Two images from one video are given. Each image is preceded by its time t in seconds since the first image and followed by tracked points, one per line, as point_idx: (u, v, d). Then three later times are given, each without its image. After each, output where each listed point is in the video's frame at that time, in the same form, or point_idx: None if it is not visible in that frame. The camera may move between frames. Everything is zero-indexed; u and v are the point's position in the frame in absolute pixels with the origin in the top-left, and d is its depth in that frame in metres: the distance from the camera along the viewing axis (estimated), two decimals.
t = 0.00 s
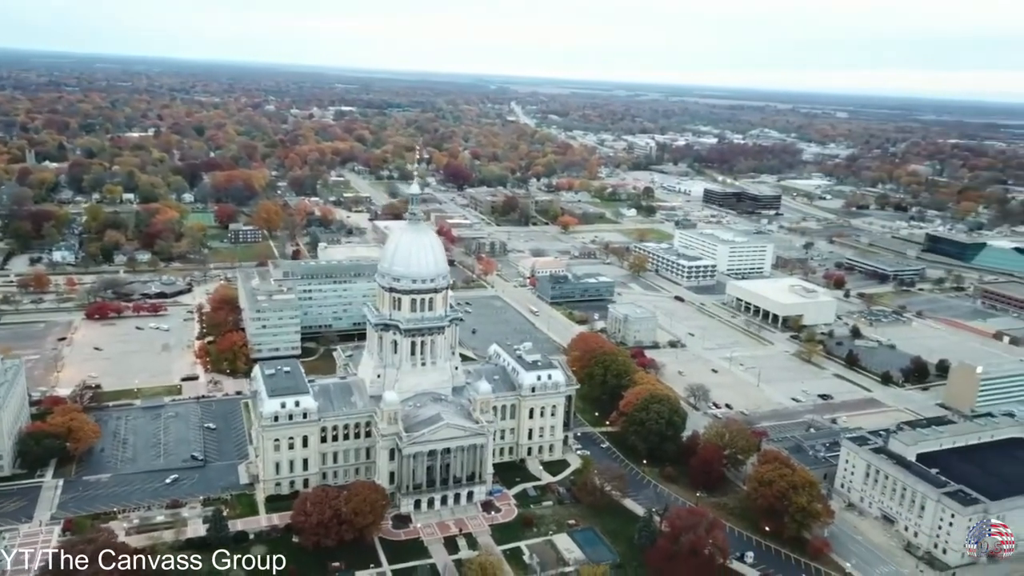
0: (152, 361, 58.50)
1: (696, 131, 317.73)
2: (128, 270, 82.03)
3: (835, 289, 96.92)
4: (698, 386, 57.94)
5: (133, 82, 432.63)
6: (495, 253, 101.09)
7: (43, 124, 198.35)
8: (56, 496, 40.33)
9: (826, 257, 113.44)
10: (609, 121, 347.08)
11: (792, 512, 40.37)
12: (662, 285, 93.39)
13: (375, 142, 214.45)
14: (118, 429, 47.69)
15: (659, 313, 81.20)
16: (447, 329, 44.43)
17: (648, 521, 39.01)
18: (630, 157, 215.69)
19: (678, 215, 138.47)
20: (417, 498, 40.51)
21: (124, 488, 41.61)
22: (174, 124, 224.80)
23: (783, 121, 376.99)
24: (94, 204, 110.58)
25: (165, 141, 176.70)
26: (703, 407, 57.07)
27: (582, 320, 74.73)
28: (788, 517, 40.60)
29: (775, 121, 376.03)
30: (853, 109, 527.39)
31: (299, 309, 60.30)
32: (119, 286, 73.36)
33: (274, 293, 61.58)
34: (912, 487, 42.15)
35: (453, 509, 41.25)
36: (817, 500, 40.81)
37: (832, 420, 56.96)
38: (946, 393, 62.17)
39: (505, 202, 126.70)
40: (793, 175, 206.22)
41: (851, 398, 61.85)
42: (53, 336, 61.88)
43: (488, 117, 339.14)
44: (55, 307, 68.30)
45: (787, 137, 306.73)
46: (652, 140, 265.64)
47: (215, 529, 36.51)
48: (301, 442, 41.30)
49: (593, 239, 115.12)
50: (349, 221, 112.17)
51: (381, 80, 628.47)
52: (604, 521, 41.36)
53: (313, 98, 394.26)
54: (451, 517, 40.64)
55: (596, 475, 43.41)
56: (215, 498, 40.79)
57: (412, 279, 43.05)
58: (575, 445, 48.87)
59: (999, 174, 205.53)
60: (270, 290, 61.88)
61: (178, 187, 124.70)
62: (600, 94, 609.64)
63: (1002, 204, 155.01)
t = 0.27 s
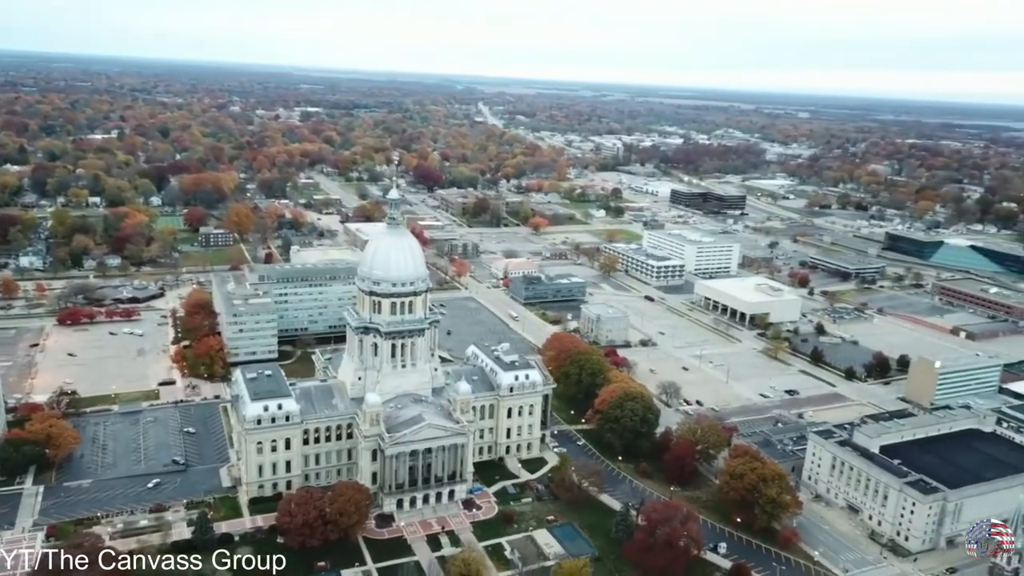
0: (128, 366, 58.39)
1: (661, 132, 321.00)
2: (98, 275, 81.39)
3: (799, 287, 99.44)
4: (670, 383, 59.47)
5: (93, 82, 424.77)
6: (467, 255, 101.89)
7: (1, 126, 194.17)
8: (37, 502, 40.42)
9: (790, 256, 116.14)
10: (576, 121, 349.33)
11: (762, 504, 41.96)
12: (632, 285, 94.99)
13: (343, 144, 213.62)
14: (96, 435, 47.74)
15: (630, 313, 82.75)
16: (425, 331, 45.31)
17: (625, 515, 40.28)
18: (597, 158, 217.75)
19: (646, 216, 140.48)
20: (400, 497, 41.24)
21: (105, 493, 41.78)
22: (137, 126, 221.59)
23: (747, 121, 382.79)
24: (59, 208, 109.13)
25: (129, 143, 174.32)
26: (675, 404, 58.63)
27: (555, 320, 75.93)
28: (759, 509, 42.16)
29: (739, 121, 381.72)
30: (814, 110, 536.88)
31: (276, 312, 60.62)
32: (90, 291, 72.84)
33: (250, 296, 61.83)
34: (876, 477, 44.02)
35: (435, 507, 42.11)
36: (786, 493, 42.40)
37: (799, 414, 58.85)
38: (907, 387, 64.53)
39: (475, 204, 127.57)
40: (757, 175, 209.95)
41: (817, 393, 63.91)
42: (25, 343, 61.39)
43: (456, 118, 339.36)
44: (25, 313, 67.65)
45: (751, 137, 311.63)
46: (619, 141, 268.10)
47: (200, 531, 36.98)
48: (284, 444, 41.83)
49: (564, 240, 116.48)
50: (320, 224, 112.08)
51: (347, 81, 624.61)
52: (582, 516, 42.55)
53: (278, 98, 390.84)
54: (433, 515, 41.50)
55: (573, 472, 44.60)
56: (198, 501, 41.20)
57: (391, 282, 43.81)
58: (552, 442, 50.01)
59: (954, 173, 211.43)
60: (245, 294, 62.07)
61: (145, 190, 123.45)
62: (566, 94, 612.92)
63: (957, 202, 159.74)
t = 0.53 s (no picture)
0: (109, 369, 58.28)
1: (635, 131, 323.61)
2: (74, 278, 80.82)
3: (772, 285, 101.26)
4: (648, 381, 60.62)
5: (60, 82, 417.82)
6: (445, 255, 102.37)
7: None
8: (23, 506, 40.46)
9: (763, 254, 118.13)
10: (551, 121, 350.64)
11: (740, 497, 43.14)
12: (610, 284, 96.17)
13: (318, 144, 212.76)
14: (80, 439, 47.74)
15: (608, 312, 83.87)
16: (410, 332, 45.96)
17: (607, 510, 41.25)
18: (573, 157, 219.02)
19: (622, 215, 141.89)
20: (386, 496, 41.82)
21: (91, 496, 41.90)
22: (108, 126, 218.82)
23: (719, 120, 386.81)
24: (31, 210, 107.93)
25: (101, 144, 172.22)
26: (654, 401, 59.79)
27: (535, 320, 76.82)
28: (736, 502, 43.36)
29: (711, 120, 385.44)
30: (785, 109, 543.53)
31: (257, 314, 60.80)
32: (67, 295, 72.37)
33: (231, 299, 61.94)
34: (849, 469, 45.43)
35: (421, 505, 42.76)
36: (763, 486, 43.63)
37: (774, 409, 60.31)
38: (877, 382, 66.30)
39: (452, 204, 128.04)
40: (730, 174, 212.54)
41: (791, 389, 65.45)
42: (3, 347, 60.99)
43: (431, 117, 339.18)
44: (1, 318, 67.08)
45: (723, 136, 315.15)
46: (593, 140, 269.67)
47: (188, 532, 37.34)
48: (271, 445, 42.24)
49: (541, 240, 117.40)
50: (297, 225, 111.90)
51: (320, 80, 620.58)
52: (565, 512, 43.43)
53: (251, 98, 387.70)
54: (419, 513, 42.14)
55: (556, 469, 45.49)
56: (185, 503, 41.48)
57: (376, 283, 44.34)
58: (534, 440, 50.87)
59: (921, 172, 215.62)
60: (226, 296, 62.16)
61: (118, 192, 122.31)
62: (540, 94, 614.49)
63: (924, 200, 163.17)
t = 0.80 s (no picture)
0: (85, 375, 58.06)
1: (605, 131, 326.17)
2: (45, 283, 80.02)
3: (742, 283, 103.27)
4: (624, 379, 61.84)
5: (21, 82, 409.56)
6: (420, 256, 102.86)
7: None
8: (5, 513, 40.45)
9: (733, 253, 120.29)
10: (522, 121, 351.91)
11: (714, 491, 44.45)
12: (584, 284, 97.42)
13: (289, 145, 211.61)
14: (59, 445, 47.66)
15: (583, 311, 85.04)
16: (391, 335, 46.60)
17: (587, 506, 42.29)
18: (544, 157, 220.37)
19: (594, 216, 143.39)
20: (369, 496, 42.42)
21: (73, 502, 41.95)
22: (74, 127, 215.57)
23: (688, 120, 391.20)
24: None
25: (67, 146, 169.75)
26: (629, 398, 61.03)
27: (511, 320, 77.74)
28: (711, 496, 44.65)
29: (680, 120, 389.30)
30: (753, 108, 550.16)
31: (235, 318, 60.95)
32: (40, 300, 71.77)
33: (208, 302, 61.96)
34: (818, 462, 46.98)
35: (404, 505, 43.44)
36: (737, 480, 44.99)
37: (745, 405, 61.88)
38: (845, 377, 68.24)
39: (426, 205, 128.52)
40: (699, 174, 215.37)
41: (762, 385, 67.13)
42: None
43: (402, 118, 338.58)
44: None
45: (692, 136, 318.94)
46: (564, 140, 271.33)
47: (174, 535, 37.67)
48: (254, 448, 42.62)
49: (515, 240, 118.36)
50: (271, 227, 111.61)
51: (288, 79, 615.33)
52: (545, 508, 44.38)
53: (218, 98, 383.69)
54: (402, 513, 42.82)
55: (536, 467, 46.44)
56: (168, 507, 41.72)
57: (357, 287, 44.92)
58: (513, 439, 51.76)
59: (884, 171, 220.29)
60: (204, 300, 62.18)
61: (87, 195, 120.90)
62: (510, 93, 615.50)
63: (888, 199, 166.96)
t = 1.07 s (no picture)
0: (61, 379, 57.72)
1: (577, 131, 327.96)
2: (16, 288, 79.09)
3: (714, 281, 105.02)
4: (600, 377, 62.87)
5: None
6: (396, 257, 103.11)
7: None
8: None
9: (705, 252, 122.14)
10: (494, 121, 352.47)
11: (691, 485, 45.60)
12: (559, 284, 98.42)
13: (260, 145, 210.08)
14: (37, 450, 47.49)
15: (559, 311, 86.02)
16: (371, 336, 47.11)
17: (567, 502, 43.18)
18: (517, 157, 221.21)
19: (568, 215, 144.53)
20: (353, 496, 42.90)
21: (54, 507, 41.92)
22: (39, 128, 211.81)
23: (658, 119, 394.71)
24: None
25: (32, 148, 166.98)
26: (606, 396, 62.09)
27: (488, 320, 78.47)
28: (687, 490, 45.79)
29: (651, 120, 392.19)
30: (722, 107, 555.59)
31: (214, 321, 60.98)
32: (12, 305, 71.00)
33: (186, 305, 61.91)
34: (790, 456, 48.34)
35: (387, 504, 43.98)
36: (712, 475, 46.18)
37: (719, 401, 63.26)
38: (815, 372, 69.95)
39: (400, 206, 128.74)
40: (670, 173, 217.68)
41: (735, 381, 68.58)
42: None
43: (373, 118, 337.28)
44: None
45: (663, 136, 321.94)
46: (537, 140, 272.42)
47: (158, 538, 37.94)
48: (237, 450, 42.89)
49: (490, 241, 119.04)
50: (245, 229, 111.07)
51: (257, 79, 609.15)
52: (526, 505, 45.19)
53: (186, 98, 378.94)
54: (386, 512, 43.37)
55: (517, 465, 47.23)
56: (151, 511, 41.87)
57: (337, 289, 45.34)
58: (493, 437, 52.48)
59: (851, 169, 224.39)
60: (181, 303, 62.09)
61: (56, 197, 119.27)
62: (482, 93, 615.23)
63: (855, 197, 170.30)
